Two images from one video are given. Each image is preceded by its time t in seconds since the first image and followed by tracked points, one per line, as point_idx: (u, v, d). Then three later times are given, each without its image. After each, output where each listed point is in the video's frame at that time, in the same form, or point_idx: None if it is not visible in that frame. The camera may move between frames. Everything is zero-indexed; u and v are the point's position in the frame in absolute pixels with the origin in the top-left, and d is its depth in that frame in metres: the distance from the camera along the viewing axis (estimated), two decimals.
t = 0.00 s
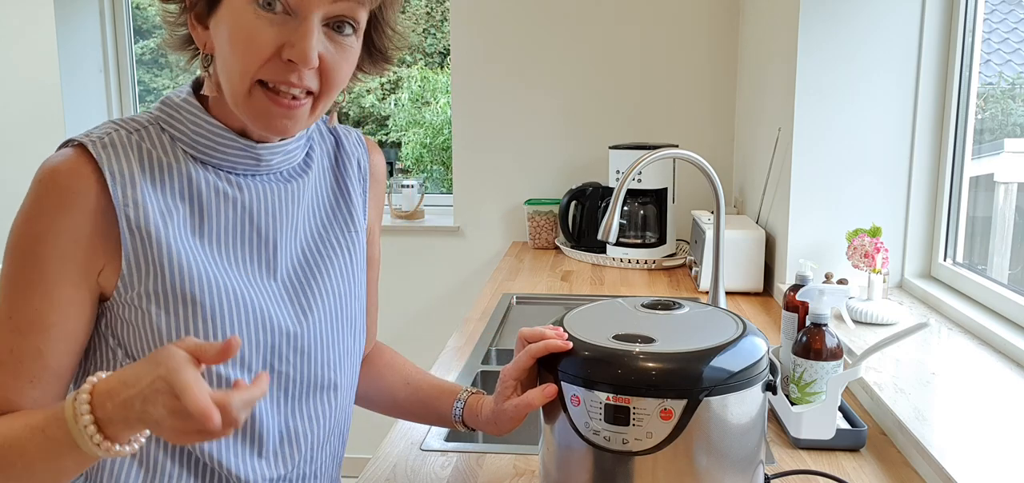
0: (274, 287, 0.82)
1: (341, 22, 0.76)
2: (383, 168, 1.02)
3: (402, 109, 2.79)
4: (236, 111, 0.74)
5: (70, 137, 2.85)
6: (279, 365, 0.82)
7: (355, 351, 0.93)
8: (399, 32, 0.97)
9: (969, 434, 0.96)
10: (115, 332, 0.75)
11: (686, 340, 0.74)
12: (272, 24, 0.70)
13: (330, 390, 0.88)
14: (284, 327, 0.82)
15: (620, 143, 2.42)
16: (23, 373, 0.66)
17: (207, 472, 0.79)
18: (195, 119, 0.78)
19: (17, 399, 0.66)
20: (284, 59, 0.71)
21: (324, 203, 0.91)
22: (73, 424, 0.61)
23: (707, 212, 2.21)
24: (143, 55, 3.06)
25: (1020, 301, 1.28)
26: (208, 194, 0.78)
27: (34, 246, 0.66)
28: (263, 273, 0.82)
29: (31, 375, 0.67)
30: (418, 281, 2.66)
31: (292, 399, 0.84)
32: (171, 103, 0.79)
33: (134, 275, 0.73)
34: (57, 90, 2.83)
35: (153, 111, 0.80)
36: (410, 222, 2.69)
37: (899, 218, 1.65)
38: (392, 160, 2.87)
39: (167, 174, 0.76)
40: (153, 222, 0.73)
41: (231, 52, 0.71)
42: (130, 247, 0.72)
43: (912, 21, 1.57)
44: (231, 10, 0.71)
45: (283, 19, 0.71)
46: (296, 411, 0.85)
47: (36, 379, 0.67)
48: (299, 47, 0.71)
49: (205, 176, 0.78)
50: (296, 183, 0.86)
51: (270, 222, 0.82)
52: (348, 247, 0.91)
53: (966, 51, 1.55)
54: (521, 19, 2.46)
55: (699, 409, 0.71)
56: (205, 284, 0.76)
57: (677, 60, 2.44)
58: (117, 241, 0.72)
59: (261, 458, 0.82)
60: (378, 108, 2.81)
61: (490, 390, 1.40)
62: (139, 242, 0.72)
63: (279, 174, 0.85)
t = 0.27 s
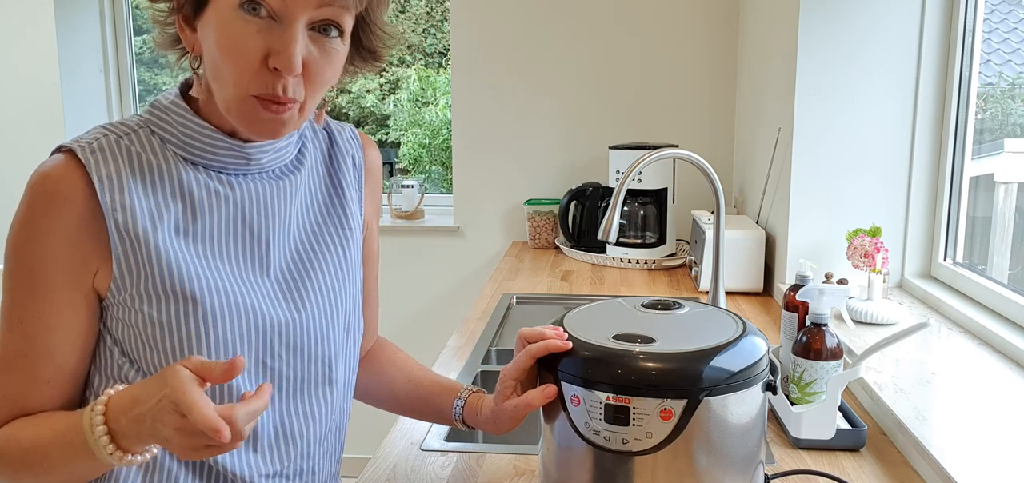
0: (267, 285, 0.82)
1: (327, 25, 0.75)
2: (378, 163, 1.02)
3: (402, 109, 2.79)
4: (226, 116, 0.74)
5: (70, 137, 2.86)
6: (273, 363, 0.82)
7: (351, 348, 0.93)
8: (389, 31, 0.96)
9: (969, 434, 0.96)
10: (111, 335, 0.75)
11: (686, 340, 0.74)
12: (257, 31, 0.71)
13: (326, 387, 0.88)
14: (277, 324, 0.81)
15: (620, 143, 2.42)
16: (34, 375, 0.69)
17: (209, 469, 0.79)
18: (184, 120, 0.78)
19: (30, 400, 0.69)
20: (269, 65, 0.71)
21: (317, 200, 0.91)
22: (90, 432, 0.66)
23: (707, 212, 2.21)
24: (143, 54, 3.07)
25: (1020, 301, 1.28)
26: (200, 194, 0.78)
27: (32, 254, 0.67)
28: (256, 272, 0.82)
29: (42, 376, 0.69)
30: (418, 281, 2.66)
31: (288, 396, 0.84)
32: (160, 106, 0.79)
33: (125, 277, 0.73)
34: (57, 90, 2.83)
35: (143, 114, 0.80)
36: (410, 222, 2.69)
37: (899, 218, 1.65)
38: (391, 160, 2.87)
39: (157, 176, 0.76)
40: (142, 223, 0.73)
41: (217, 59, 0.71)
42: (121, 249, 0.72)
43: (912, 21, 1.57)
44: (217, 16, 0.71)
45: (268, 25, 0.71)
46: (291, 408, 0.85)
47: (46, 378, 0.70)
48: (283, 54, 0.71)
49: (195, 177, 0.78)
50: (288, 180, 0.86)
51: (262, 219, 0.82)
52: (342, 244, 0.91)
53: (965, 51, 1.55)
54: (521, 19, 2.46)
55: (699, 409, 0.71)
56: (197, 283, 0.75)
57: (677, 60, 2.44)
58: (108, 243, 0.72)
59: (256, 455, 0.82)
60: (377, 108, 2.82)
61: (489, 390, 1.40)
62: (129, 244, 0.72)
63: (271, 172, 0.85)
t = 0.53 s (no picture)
0: (267, 283, 0.82)
1: (323, 22, 0.75)
2: (377, 163, 1.02)
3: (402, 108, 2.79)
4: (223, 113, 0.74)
5: (69, 137, 2.86)
6: (273, 361, 0.82)
7: (351, 346, 0.93)
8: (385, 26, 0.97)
9: (969, 434, 0.96)
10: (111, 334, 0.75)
11: (686, 340, 0.74)
12: (253, 29, 0.70)
13: (326, 386, 0.88)
14: (277, 323, 0.81)
15: (620, 144, 2.42)
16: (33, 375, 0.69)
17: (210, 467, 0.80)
18: (182, 119, 0.78)
19: (29, 399, 0.69)
20: (265, 63, 0.71)
21: (315, 200, 0.91)
22: (96, 430, 0.66)
23: (707, 212, 2.21)
24: (143, 54, 3.08)
25: (1020, 301, 1.28)
26: (199, 193, 0.78)
27: (31, 252, 0.67)
28: (256, 270, 0.82)
29: (41, 376, 0.69)
30: (418, 281, 2.66)
31: (288, 394, 0.84)
32: (159, 105, 0.79)
33: (125, 276, 0.73)
34: (57, 90, 2.83)
35: (141, 114, 0.80)
36: (410, 222, 2.69)
37: (899, 218, 1.65)
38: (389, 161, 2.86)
39: (156, 175, 0.76)
40: (142, 222, 0.73)
41: (213, 57, 0.71)
42: (121, 248, 0.72)
43: (913, 21, 1.57)
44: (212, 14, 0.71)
45: (263, 23, 0.71)
46: (292, 406, 0.85)
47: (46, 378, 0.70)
48: (279, 51, 0.71)
49: (194, 176, 0.78)
50: (287, 179, 0.86)
51: (262, 218, 0.82)
52: (341, 242, 0.91)
53: (966, 51, 1.55)
54: (521, 19, 2.46)
55: (699, 409, 0.71)
56: (197, 282, 0.75)
57: (677, 60, 2.44)
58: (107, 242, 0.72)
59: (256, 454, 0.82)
60: (376, 108, 2.82)
61: (489, 390, 1.40)
62: (128, 243, 0.72)
63: (270, 172, 0.85)
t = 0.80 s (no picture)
0: (271, 282, 0.82)
1: (325, 16, 0.75)
2: (377, 163, 1.02)
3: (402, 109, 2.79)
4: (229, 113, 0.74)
5: (69, 137, 2.86)
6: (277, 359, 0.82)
7: (352, 345, 0.93)
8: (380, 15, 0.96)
9: (970, 434, 0.96)
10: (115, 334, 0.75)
11: (686, 340, 0.74)
12: (257, 29, 0.70)
13: (328, 385, 0.88)
14: (281, 321, 0.82)
15: (620, 144, 2.41)
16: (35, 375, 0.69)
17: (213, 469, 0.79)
18: (184, 119, 0.78)
19: (30, 400, 0.68)
20: (273, 61, 0.71)
21: (317, 199, 0.91)
22: (95, 415, 0.65)
23: (707, 212, 2.21)
24: (143, 54, 3.08)
25: (1020, 301, 1.28)
26: (202, 192, 0.78)
27: (34, 252, 0.67)
28: (260, 269, 0.82)
29: (43, 375, 0.69)
30: (418, 281, 2.66)
31: (292, 393, 0.84)
32: (161, 104, 0.80)
33: (130, 275, 0.73)
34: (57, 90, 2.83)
35: (142, 114, 0.80)
36: (410, 222, 2.69)
37: (899, 218, 1.65)
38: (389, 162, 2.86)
39: (159, 174, 0.76)
40: (146, 221, 0.73)
41: (219, 58, 0.71)
42: (125, 247, 0.72)
43: (913, 21, 1.57)
44: (214, 15, 0.71)
45: (267, 21, 0.71)
46: (295, 405, 0.85)
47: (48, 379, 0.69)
48: (287, 49, 0.71)
49: (197, 175, 0.78)
50: (289, 179, 0.86)
51: (264, 217, 0.82)
52: (343, 241, 0.91)
53: (966, 51, 1.55)
54: (521, 19, 2.46)
55: (699, 409, 0.71)
56: (202, 281, 0.76)
57: (677, 60, 2.44)
58: (111, 242, 0.72)
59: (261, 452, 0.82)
60: (374, 110, 2.82)
61: (489, 390, 1.40)
62: (133, 242, 0.72)
63: (272, 171, 0.85)
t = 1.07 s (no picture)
0: (270, 278, 0.82)
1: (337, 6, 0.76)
2: (368, 163, 1.02)
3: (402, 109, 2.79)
4: (249, 107, 0.75)
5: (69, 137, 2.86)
6: (278, 355, 0.82)
7: (350, 342, 0.93)
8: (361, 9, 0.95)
9: (970, 434, 0.96)
10: (115, 333, 0.75)
11: (686, 340, 0.74)
12: (282, 25, 0.71)
13: (328, 382, 0.88)
14: (282, 316, 0.82)
15: (620, 144, 2.42)
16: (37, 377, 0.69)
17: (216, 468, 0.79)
18: (179, 116, 0.78)
19: (32, 402, 0.68)
20: (301, 56, 0.72)
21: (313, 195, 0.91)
22: (95, 426, 0.66)
23: (707, 212, 2.21)
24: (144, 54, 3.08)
25: (1020, 301, 1.28)
26: (200, 189, 0.78)
27: (35, 252, 0.67)
28: (259, 265, 0.82)
29: (44, 377, 0.69)
30: (418, 281, 2.66)
31: (294, 390, 0.84)
32: (155, 102, 0.80)
33: (131, 271, 0.73)
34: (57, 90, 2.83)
35: (136, 113, 0.80)
36: (410, 222, 2.69)
37: (899, 218, 1.65)
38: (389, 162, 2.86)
39: (157, 171, 0.76)
40: (145, 218, 0.73)
41: (243, 58, 0.71)
42: (126, 244, 0.72)
43: (913, 20, 1.57)
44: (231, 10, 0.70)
45: (292, 17, 0.71)
46: (298, 402, 0.85)
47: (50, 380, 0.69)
48: (315, 44, 0.72)
49: (194, 172, 0.78)
50: (284, 175, 0.86)
51: (262, 214, 0.82)
52: (339, 238, 0.91)
53: (966, 51, 1.55)
54: (521, 19, 2.46)
55: (699, 409, 0.71)
56: (202, 276, 0.76)
57: (677, 60, 2.44)
58: (110, 239, 0.72)
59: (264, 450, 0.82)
60: (374, 111, 2.82)
61: (490, 391, 1.40)
62: (133, 239, 0.72)
63: (267, 168, 0.85)
